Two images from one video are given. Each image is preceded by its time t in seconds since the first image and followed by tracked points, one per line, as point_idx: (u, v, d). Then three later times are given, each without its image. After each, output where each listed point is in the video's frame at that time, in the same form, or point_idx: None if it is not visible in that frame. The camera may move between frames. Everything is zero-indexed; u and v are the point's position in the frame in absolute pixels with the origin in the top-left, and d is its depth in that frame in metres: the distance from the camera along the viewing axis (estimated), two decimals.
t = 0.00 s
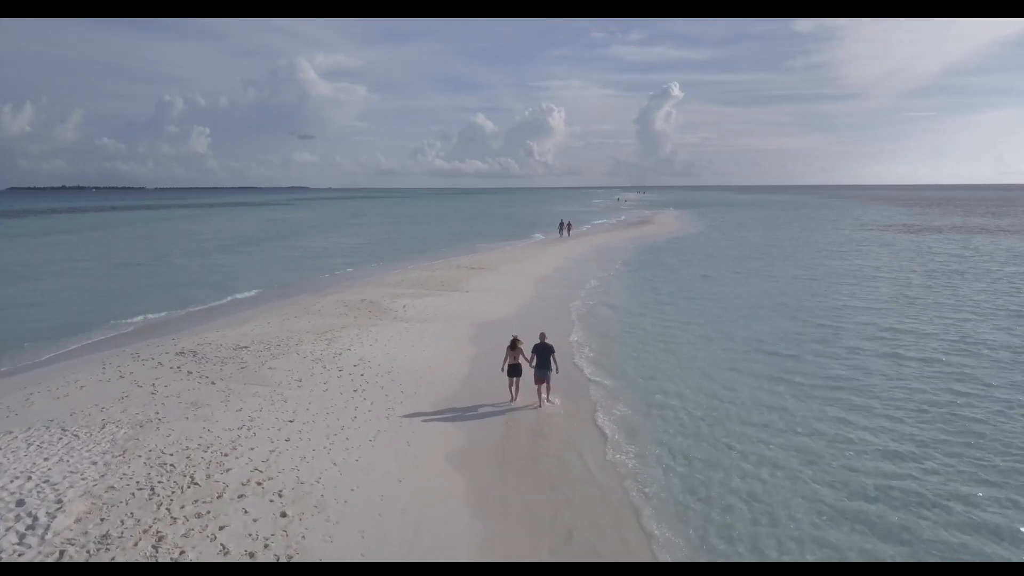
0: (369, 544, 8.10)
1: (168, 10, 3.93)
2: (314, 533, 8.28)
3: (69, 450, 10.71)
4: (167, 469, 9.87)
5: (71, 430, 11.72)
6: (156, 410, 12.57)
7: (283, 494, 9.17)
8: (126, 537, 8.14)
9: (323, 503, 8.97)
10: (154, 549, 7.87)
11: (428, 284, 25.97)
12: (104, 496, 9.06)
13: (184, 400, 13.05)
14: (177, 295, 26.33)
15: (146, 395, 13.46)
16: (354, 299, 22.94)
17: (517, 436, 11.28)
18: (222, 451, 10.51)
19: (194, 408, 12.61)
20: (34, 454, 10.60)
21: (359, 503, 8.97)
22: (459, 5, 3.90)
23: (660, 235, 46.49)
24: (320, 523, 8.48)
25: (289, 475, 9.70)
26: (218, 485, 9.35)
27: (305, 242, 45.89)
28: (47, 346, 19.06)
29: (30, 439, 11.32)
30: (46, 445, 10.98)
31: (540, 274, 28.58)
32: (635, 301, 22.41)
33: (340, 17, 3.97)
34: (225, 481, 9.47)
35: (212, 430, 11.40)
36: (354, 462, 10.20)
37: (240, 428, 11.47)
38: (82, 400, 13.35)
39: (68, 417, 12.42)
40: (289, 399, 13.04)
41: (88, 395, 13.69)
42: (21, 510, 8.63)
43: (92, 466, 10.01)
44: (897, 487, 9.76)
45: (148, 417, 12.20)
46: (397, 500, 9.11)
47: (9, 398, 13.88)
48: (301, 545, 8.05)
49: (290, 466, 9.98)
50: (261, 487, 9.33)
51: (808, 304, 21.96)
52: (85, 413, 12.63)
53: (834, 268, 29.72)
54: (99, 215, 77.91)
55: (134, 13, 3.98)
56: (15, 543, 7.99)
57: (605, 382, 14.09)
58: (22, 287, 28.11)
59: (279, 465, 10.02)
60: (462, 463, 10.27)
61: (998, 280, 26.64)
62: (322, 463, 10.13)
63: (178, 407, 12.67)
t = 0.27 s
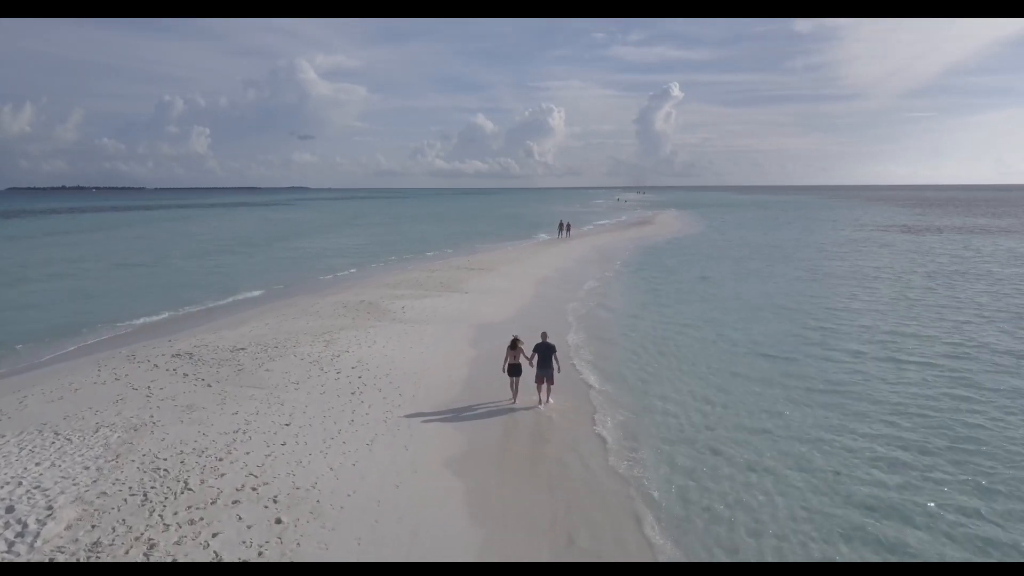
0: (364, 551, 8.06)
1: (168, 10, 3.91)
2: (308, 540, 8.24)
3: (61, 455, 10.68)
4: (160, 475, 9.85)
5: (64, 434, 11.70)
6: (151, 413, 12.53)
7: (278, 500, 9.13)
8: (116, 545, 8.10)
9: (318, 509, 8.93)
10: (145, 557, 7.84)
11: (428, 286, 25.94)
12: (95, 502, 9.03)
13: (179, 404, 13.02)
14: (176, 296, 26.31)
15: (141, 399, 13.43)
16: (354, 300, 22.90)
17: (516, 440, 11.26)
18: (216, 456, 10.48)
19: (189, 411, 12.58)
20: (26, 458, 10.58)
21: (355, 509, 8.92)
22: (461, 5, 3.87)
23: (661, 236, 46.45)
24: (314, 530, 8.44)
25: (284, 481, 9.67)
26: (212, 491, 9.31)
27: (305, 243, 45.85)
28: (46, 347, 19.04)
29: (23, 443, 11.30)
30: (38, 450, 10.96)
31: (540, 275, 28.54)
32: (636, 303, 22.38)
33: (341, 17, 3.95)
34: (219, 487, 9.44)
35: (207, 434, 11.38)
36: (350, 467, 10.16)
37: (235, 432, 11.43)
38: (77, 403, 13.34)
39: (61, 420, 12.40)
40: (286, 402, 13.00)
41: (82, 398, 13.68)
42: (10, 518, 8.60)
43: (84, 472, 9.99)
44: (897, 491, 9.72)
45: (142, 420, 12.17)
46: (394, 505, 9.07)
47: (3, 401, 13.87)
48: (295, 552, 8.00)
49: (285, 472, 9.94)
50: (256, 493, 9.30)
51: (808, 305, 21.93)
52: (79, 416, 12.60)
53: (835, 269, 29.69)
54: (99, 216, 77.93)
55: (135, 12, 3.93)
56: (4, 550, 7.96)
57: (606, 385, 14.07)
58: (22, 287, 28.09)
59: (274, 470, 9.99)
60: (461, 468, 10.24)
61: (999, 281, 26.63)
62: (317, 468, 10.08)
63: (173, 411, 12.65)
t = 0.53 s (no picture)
0: (360, 557, 8.03)
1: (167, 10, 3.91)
2: (302, 547, 8.21)
3: (53, 459, 10.66)
4: (153, 480, 9.82)
5: (56, 437, 11.68)
6: (145, 417, 12.51)
7: (273, 505, 9.10)
8: (107, 551, 8.08)
9: (314, 514, 8.90)
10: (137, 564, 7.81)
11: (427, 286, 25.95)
12: (86, 508, 9.00)
13: (174, 407, 13.01)
14: (176, 296, 26.32)
15: (136, 402, 13.41)
16: (353, 302, 22.91)
17: (516, 442, 11.25)
18: (211, 461, 10.45)
19: (184, 415, 12.55)
20: (18, 463, 10.56)
21: (352, 514, 8.90)
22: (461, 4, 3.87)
23: (661, 236, 46.44)
24: (309, 536, 8.42)
25: (280, 486, 9.64)
26: (206, 497, 9.29)
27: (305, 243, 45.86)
28: (45, 348, 19.03)
29: (15, 447, 11.28)
30: (30, 454, 10.94)
31: (540, 276, 28.55)
32: (636, 304, 22.38)
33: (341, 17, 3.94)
34: (213, 492, 9.41)
35: (202, 438, 11.36)
36: (347, 471, 10.14)
37: (230, 436, 11.41)
38: (70, 406, 13.31)
39: (54, 424, 12.38)
40: (283, 405, 12.97)
41: (77, 401, 13.66)
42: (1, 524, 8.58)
43: (76, 477, 9.96)
44: (896, 493, 9.73)
45: (136, 424, 12.15)
46: (391, 510, 9.05)
47: None
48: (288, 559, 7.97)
49: (281, 477, 9.91)
50: (251, 499, 9.27)
51: (808, 306, 21.94)
52: (73, 420, 12.59)
53: (835, 269, 29.70)
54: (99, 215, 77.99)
55: (133, 12, 3.93)
56: None
57: (605, 386, 14.07)
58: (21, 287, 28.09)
59: (270, 474, 9.96)
60: (460, 471, 10.24)
61: (998, 281, 26.65)
62: (314, 473, 10.05)
63: (168, 414, 12.63)
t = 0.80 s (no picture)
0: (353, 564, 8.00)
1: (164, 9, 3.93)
2: (295, 554, 8.18)
3: (43, 465, 10.65)
4: (145, 486, 9.80)
5: (47, 442, 11.66)
6: (138, 421, 12.49)
7: (267, 512, 9.07)
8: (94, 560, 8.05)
9: (308, 521, 8.87)
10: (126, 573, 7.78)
11: (426, 287, 25.98)
12: (75, 516, 8.98)
13: (169, 410, 12.99)
14: (175, 297, 26.37)
15: (130, 405, 13.39)
16: (352, 302, 22.92)
17: (513, 444, 11.24)
18: (204, 466, 10.42)
19: (178, 419, 12.53)
20: (7, 468, 10.55)
21: (346, 520, 8.87)
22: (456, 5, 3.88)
23: (661, 237, 46.46)
24: (302, 543, 8.39)
25: (274, 492, 9.62)
26: (198, 503, 9.27)
27: (305, 244, 45.88)
28: (44, 348, 19.06)
29: (7, 452, 11.27)
30: (20, 460, 10.91)
31: (539, 277, 28.55)
32: (635, 304, 22.39)
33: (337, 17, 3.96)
34: (206, 499, 9.38)
35: (196, 442, 11.34)
36: (343, 476, 10.11)
37: (224, 440, 11.39)
38: (63, 410, 13.30)
39: (46, 428, 12.36)
40: (279, 408, 12.95)
41: (70, 404, 13.65)
42: None
43: (67, 483, 9.94)
44: (894, 491, 9.75)
45: (129, 428, 12.12)
46: (386, 515, 9.03)
47: None
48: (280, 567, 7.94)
49: (276, 482, 9.89)
50: (244, 505, 9.24)
51: (807, 306, 21.94)
52: (65, 423, 12.58)
53: (834, 270, 29.70)
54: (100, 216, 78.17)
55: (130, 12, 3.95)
56: None
57: (603, 386, 14.08)
58: (21, 288, 28.14)
59: (264, 480, 9.94)
60: (457, 474, 10.23)
61: (998, 282, 26.67)
62: (309, 479, 10.02)
63: (162, 417, 12.62)
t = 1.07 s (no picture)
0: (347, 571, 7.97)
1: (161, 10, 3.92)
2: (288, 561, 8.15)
3: (33, 470, 10.62)
4: (137, 491, 9.77)
5: (39, 446, 11.64)
6: (131, 424, 12.45)
7: (261, 518, 9.04)
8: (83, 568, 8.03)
9: (302, 527, 8.85)
10: None
11: (426, 288, 25.98)
12: (65, 522, 8.95)
13: (163, 413, 12.96)
14: (175, 297, 26.38)
15: (125, 408, 13.35)
16: (351, 303, 22.91)
17: (512, 446, 11.23)
18: (198, 471, 10.39)
19: (172, 422, 12.50)
20: None
21: (342, 526, 8.84)
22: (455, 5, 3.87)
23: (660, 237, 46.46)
24: (295, 550, 8.36)
25: (269, 497, 9.59)
26: (191, 509, 9.24)
27: (305, 245, 45.89)
28: (43, 348, 19.05)
29: None
30: (12, 464, 10.89)
31: (538, 278, 28.55)
32: (635, 306, 22.39)
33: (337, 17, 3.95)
34: (199, 505, 9.35)
35: (190, 446, 11.31)
36: (339, 481, 10.09)
37: (219, 445, 11.35)
38: (57, 413, 13.27)
39: (39, 432, 12.33)
40: (275, 411, 12.92)
41: (63, 407, 13.62)
42: None
43: (57, 488, 9.92)
44: (895, 495, 9.72)
45: (122, 432, 12.09)
46: (382, 520, 9.00)
47: None
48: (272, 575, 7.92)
49: (271, 488, 9.86)
50: (238, 511, 9.21)
51: (807, 308, 21.94)
52: (58, 427, 12.55)
53: (834, 271, 29.69)
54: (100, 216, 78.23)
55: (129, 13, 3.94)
56: None
57: (603, 388, 14.08)
58: (20, 288, 28.13)
59: (258, 485, 9.91)
60: (455, 476, 10.22)
61: (998, 283, 26.65)
62: (304, 484, 9.99)
63: (156, 421, 12.59)
